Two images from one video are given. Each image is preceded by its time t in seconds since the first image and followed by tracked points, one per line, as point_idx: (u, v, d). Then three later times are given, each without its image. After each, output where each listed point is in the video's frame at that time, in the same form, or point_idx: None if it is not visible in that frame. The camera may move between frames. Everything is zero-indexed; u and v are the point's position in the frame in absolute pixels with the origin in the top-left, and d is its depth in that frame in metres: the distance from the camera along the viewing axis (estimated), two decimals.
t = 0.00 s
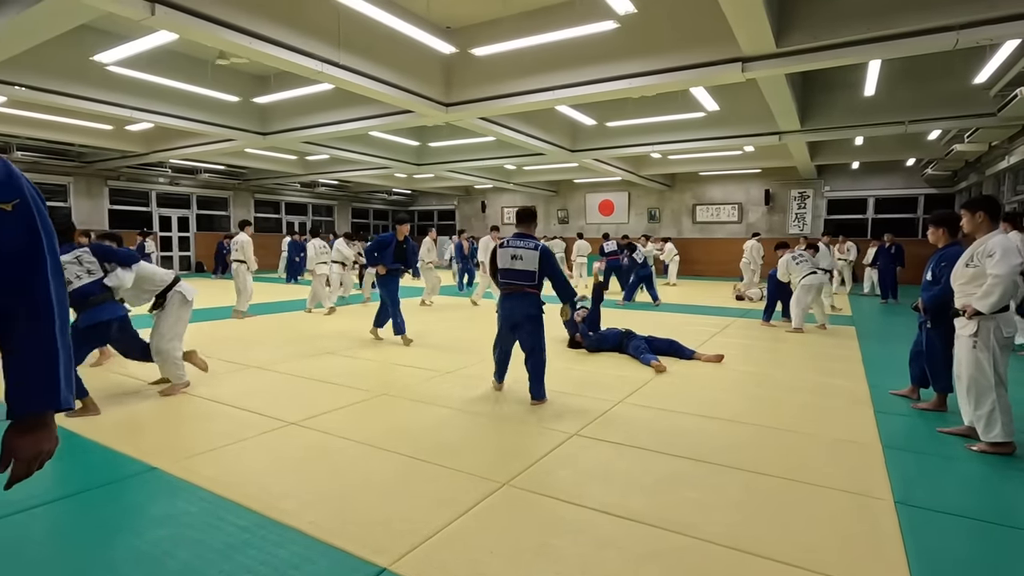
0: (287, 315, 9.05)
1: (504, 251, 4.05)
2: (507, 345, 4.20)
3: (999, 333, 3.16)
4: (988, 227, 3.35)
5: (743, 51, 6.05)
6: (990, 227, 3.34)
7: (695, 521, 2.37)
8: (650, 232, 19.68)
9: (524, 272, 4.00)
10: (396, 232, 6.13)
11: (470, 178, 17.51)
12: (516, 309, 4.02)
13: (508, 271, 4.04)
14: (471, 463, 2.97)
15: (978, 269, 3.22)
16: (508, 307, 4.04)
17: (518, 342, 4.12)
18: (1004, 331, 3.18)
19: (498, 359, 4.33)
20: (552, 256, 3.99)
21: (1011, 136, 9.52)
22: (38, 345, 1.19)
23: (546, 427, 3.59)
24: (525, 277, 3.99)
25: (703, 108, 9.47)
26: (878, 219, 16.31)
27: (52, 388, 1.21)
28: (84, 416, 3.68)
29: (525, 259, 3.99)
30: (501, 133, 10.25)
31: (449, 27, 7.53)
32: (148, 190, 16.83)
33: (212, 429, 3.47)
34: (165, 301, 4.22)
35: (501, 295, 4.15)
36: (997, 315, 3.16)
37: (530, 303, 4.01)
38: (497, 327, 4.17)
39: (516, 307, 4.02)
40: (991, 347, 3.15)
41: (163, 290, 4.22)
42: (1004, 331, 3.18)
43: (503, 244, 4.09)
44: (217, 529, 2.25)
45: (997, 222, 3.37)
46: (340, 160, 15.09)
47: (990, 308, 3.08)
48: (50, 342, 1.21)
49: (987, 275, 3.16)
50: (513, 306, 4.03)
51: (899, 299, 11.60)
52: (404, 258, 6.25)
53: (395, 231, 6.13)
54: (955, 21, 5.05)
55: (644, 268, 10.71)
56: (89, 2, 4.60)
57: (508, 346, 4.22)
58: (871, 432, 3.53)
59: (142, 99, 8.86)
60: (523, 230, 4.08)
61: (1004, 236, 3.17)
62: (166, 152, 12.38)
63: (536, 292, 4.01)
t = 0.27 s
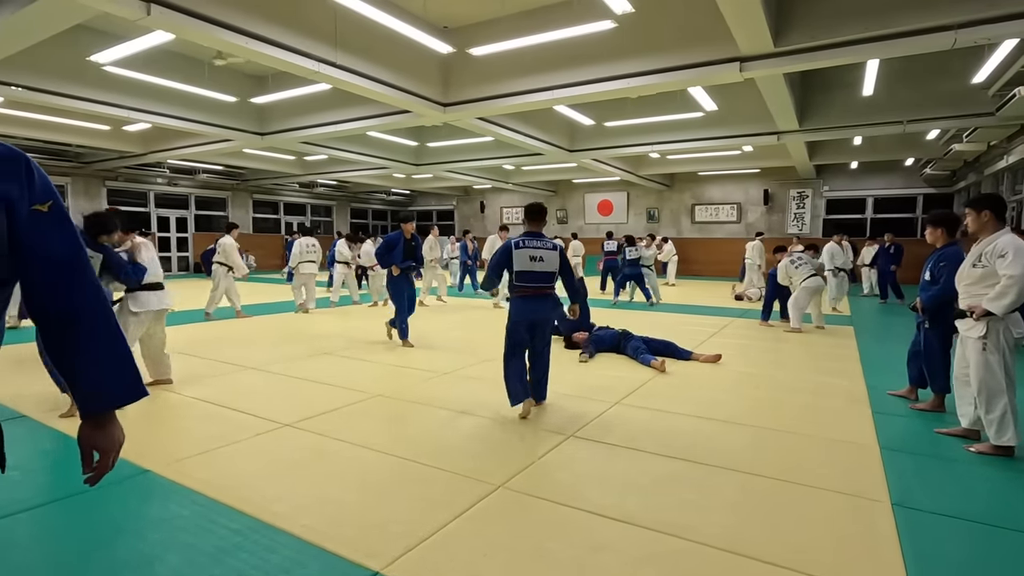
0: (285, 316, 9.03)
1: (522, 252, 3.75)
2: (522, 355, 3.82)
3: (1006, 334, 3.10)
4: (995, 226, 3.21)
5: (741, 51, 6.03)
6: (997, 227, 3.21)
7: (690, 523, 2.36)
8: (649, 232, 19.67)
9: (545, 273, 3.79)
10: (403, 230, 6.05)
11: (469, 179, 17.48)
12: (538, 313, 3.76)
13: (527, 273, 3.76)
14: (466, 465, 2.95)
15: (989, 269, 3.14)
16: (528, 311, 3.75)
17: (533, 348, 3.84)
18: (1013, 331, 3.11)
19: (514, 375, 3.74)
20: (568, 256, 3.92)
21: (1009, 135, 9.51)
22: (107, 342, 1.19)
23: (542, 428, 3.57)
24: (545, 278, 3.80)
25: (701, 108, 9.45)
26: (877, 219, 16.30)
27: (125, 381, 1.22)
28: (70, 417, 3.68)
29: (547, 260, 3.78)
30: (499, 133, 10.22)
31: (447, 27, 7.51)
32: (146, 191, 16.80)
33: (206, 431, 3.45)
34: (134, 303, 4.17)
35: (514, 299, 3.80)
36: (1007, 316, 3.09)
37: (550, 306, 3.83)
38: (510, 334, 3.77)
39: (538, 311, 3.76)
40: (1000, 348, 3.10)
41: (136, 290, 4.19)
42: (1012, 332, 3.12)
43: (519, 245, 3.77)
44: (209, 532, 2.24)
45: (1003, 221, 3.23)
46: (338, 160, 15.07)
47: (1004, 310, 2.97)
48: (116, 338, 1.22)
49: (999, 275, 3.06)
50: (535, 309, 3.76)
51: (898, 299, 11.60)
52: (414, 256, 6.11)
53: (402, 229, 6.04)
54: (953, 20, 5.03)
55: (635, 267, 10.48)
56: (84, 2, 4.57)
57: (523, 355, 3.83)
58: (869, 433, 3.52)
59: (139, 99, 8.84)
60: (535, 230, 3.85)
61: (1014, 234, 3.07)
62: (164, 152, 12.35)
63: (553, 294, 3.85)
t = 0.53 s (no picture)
0: (282, 317, 9.01)
1: (531, 254, 3.45)
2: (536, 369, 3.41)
3: (1011, 334, 3.07)
4: (999, 226, 3.18)
5: (738, 51, 6.03)
6: (1000, 227, 3.18)
7: (687, 525, 2.35)
8: (648, 232, 19.67)
9: (555, 276, 3.49)
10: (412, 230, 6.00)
11: (467, 179, 17.47)
12: (551, 320, 3.44)
13: (538, 277, 3.44)
14: (461, 466, 2.93)
15: (994, 270, 3.10)
16: (541, 318, 3.41)
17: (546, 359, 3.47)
18: (1018, 334, 3.08)
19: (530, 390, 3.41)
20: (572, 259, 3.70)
21: (1007, 135, 9.52)
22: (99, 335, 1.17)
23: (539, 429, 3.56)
24: (555, 282, 3.51)
25: (699, 109, 9.45)
26: (876, 219, 16.32)
27: (120, 376, 1.20)
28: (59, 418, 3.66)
29: (556, 262, 3.50)
30: (497, 134, 10.21)
31: (444, 27, 7.50)
32: (143, 192, 16.77)
33: (201, 432, 3.44)
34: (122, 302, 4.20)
35: (523, 306, 3.45)
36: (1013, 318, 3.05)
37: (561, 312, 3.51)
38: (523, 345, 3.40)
39: (551, 317, 3.44)
40: (1007, 350, 3.06)
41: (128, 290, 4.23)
42: (1017, 335, 3.08)
43: (526, 247, 3.47)
44: (202, 535, 2.22)
45: (1007, 221, 3.20)
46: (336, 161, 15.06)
47: (1010, 312, 2.93)
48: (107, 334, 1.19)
49: (1005, 276, 3.03)
50: (548, 316, 3.43)
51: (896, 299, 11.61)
52: (423, 255, 6.00)
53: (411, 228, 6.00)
54: (951, 20, 5.03)
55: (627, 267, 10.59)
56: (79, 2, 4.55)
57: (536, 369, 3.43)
58: (866, 433, 3.52)
59: (136, 100, 8.82)
60: (538, 233, 3.60)
61: (1018, 234, 3.04)
62: (161, 153, 12.32)
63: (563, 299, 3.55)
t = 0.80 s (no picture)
0: (280, 318, 8.98)
1: (548, 252, 3.24)
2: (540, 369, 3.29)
3: (1010, 334, 3.06)
4: (998, 227, 3.18)
5: (736, 51, 6.03)
6: (1000, 227, 3.18)
7: (684, 525, 2.34)
8: (646, 232, 19.68)
9: (570, 275, 3.31)
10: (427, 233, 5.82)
11: (465, 180, 17.46)
12: (565, 322, 3.28)
13: (554, 276, 3.25)
14: (458, 467, 2.93)
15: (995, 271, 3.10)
16: (554, 319, 3.25)
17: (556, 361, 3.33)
18: (1017, 335, 3.07)
19: (531, 392, 3.33)
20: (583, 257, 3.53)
21: (1004, 135, 9.53)
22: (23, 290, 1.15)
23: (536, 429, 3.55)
24: (569, 281, 3.33)
25: (696, 109, 9.45)
26: (873, 219, 16.35)
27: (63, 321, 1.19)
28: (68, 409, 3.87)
29: (572, 261, 3.33)
30: (495, 134, 10.20)
31: (442, 27, 7.49)
32: (141, 192, 16.74)
33: (198, 433, 3.43)
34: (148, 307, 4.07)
35: (535, 306, 3.26)
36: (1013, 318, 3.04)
37: (575, 313, 3.36)
38: (533, 346, 3.24)
39: (563, 319, 3.28)
40: (1008, 351, 3.05)
41: (152, 295, 4.11)
42: (1016, 335, 3.08)
43: (543, 244, 3.26)
44: (197, 537, 2.21)
45: (1006, 221, 3.20)
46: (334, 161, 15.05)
47: (1010, 313, 2.93)
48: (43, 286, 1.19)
49: (1005, 276, 3.03)
50: (562, 317, 3.27)
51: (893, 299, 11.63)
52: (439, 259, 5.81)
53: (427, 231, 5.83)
54: (948, 20, 5.03)
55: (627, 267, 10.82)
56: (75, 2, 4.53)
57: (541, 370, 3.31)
58: (864, 433, 3.52)
59: (133, 100, 8.80)
60: (550, 228, 3.40)
61: (1018, 235, 3.04)
62: (158, 153, 12.30)
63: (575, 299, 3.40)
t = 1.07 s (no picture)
0: (278, 319, 8.97)
1: (566, 259, 3.08)
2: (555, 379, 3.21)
3: (1006, 334, 3.07)
4: (996, 226, 3.18)
5: (733, 52, 6.04)
6: (998, 227, 3.18)
7: (681, 525, 2.34)
8: (644, 233, 19.70)
9: (590, 283, 3.13)
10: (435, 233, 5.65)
11: (463, 181, 17.46)
12: (583, 333, 3.09)
13: (572, 284, 3.09)
14: (456, 467, 2.93)
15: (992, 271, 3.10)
16: (571, 329, 3.08)
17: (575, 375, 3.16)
18: (1014, 335, 3.07)
19: (539, 397, 3.32)
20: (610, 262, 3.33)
21: (1000, 136, 9.56)
22: None
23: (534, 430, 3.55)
24: (590, 290, 3.15)
25: (694, 109, 9.45)
26: (870, 219, 16.38)
27: None
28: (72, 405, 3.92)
29: (593, 268, 3.14)
30: (493, 134, 10.20)
31: (440, 27, 7.49)
32: (138, 193, 16.70)
33: (194, 434, 3.41)
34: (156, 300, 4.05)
35: (551, 316, 3.13)
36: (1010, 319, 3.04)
37: (597, 324, 3.17)
38: (548, 357, 3.12)
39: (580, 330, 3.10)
40: (1005, 351, 3.06)
41: (152, 288, 4.08)
42: (1013, 335, 3.08)
43: (560, 251, 3.10)
44: (194, 538, 2.20)
45: (1004, 221, 3.20)
46: (332, 162, 15.04)
47: (1006, 313, 2.94)
48: None
49: (1002, 277, 3.03)
50: (580, 328, 3.09)
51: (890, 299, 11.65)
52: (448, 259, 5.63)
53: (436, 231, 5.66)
54: (944, 21, 5.04)
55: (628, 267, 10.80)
56: (71, 2, 4.52)
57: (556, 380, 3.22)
58: (861, 433, 3.52)
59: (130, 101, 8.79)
60: (572, 234, 3.23)
61: (1015, 235, 3.04)
62: (156, 154, 12.27)
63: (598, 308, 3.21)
